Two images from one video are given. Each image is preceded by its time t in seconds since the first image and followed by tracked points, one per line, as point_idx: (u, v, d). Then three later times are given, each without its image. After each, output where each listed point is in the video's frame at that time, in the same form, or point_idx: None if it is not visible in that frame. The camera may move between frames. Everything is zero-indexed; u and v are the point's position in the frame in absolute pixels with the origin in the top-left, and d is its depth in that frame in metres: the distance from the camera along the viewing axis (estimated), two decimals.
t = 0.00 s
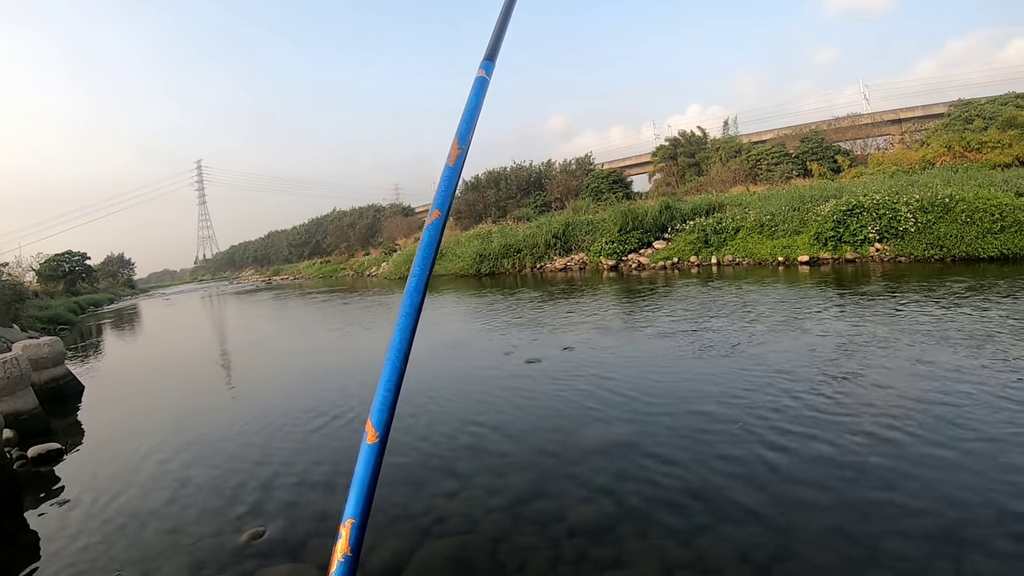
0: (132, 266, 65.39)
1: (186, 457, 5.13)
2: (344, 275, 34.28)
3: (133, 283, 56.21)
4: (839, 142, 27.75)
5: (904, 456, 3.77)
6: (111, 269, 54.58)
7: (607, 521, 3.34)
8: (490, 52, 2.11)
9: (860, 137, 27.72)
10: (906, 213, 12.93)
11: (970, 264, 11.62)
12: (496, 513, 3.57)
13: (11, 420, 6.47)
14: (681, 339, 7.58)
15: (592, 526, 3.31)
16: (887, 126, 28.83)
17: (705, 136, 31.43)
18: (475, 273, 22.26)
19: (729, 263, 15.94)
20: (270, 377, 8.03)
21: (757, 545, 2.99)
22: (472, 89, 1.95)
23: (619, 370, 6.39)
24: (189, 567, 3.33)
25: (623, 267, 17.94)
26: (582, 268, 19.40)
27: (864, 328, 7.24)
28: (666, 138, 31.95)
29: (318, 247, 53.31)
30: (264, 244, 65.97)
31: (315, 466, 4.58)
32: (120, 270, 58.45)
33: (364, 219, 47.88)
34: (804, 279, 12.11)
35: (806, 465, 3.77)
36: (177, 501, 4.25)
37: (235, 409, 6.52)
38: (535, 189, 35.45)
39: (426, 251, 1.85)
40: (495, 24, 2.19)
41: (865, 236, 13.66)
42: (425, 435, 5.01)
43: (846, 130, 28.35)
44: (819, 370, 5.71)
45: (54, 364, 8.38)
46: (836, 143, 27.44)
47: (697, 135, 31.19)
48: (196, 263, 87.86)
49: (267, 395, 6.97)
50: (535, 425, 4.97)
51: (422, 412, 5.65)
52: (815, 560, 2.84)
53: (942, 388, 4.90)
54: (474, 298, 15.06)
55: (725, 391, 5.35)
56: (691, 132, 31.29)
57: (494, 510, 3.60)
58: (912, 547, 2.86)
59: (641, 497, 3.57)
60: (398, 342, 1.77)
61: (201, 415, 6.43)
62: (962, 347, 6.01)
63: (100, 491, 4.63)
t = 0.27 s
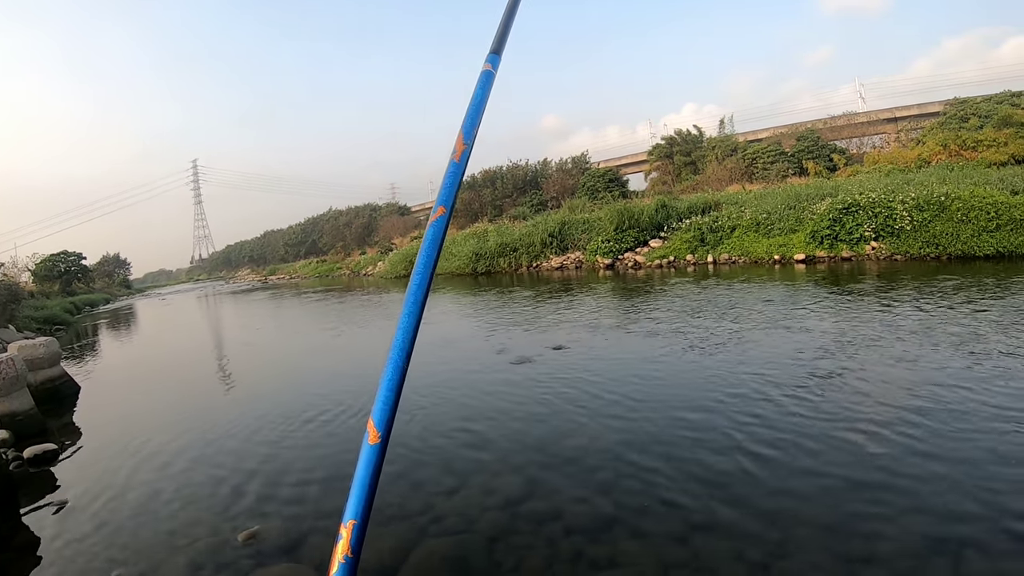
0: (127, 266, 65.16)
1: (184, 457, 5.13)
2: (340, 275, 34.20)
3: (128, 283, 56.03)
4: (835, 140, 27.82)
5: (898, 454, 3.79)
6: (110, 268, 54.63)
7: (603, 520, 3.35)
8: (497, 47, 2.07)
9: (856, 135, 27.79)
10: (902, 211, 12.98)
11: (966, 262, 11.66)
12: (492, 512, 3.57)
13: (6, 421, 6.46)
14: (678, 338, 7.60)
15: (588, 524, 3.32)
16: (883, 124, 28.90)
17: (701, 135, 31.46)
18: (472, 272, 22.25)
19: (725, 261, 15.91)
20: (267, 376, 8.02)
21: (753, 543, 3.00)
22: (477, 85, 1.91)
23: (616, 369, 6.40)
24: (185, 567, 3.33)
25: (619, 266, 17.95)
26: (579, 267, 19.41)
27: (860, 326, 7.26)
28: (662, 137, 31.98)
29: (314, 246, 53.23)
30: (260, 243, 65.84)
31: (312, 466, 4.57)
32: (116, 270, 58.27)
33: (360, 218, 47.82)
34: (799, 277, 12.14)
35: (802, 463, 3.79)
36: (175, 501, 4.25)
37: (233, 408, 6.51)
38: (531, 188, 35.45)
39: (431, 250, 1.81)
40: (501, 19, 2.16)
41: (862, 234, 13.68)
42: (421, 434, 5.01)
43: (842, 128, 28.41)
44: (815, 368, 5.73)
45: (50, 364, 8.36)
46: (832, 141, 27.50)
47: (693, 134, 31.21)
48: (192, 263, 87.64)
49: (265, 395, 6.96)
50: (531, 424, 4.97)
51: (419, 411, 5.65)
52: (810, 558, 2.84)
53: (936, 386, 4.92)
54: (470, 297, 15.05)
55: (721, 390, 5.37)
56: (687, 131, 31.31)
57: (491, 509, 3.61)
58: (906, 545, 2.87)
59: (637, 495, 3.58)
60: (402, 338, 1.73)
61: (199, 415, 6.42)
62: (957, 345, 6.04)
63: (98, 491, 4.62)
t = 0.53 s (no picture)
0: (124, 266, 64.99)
1: (181, 457, 5.11)
2: (337, 275, 34.15)
3: (125, 283, 55.90)
4: (832, 139, 27.88)
5: (894, 453, 3.80)
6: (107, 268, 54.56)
7: (600, 519, 3.35)
8: (494, 18, 1.95)
9: (852, 134, 27.85)
10: (899, 210, 13.03)
11: (962, 260, 11.69)
12: (489, 511, 3.58)
13: (3, 422, 6.45)
14: (676, 337, 7.60)
15: (585, 523, 3.32)
16: (879, 123, 28.97)
17: (698, 134, 31.49)
18: (469, 272, 22.26)
19: (722, 260, 15.84)
20: (264, 376, 8.00)
21: (750, 542, 3.01)
22: (472, 55, 1.78)
23: (613, 368, 6.41)
24: (182, 567, 3.32)
25: (616, 265, 17.95)
26: (576, 266, 19.42)
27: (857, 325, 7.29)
28: (659, 136, 32.01)
29: (311, 246, 53.18)
30: (257, 243, 65.76)
31: (309, 466, 4.57)
32: (113, 270, 58.12)
33: (357, 218, 47.81)
34: (796, 276, 12.15)
35: (798, 462, 3.80)
36: (172, 502, 4.23)
37: (231, 409, 6.49)
38: (528, 187, 35.46)
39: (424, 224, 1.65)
40: None
41: (858, 233, 13.71)
42: (418, 434, 5.01)
43: (838, 127, 28.47)
44: (812, 366, 5.75)
45: (47, 365, 8.35)
46: (829, 140, 27.56)
47: (690, 133, 31.23)
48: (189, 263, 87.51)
49: (263, 395, 6.94)
50: (528, 423, 4.98)
51: (417, 410, 5.65)
52: (807, 557, 2.85)
53: (932, 385, 4.94)
54: (467, 296, 15.04)
55: (717, 388, 5.38)
56: (684, 130, 31.34)
57: (488, 508, 3.61)
58: (903, 543, 2.88)
59: (634, 495, 3.58)
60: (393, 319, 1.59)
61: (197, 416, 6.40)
62: (953, 344, 6.06)
63: (95, 492, 4.60)
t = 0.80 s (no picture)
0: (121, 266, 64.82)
1: (179, 457, 5.10)
2: (335, 274, 34.13)
3: (122, 283, 55.76)
4: (830, 138, 27.91)
5: (893, 451, 3.80)
6: (104, 267, 54.45)
7: (599, 518, 3.35)
8: None
9: (850, 132, 27.89)
10: (897, 208, 13.06)
11: (960, 258, 11.71)
12: (488, 510, 3.58)
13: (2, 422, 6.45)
14: (674, 336, 7.60)
15: (584, 522, 3.33)
16: (877, 121, 29.01)
17: (695, 132, 31.50)
18: (467, 271, 22.26)
19: (720, 259, 15.83)
20: (262, 376, 7.99)
21: (749, 541, 3.01)
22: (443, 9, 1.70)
23: (611, 367, 6.41)
24: (181, 567, 3.32)
25: (614, 263, 17.94)
26: (573, 265, 19.41)
27: (855, 323, 7.29)
28: (657, 135, 32.01)
29: (308, 245, 53.10)
30: (254, 242, 65.65)
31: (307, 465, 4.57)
32: (111, 270, 58.05)
33: (355, 217, 47.74)
34: (794, 274, 12.16)
35: (796, 461, 3.80)
36: (170, 502, 4.22)
37: (229, 409, 6.48)
38: (526, 186, 35.44)
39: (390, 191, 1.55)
40: None
41: (856, 231, 13.72)
42: (416, 433, 5.01)
43: (836, 125, 28.49)
44: (810, 365, 5.75)
45: (44, 365, 8.33)
46: (827, 139, 27.59)
47: (688, 132, 31.24)
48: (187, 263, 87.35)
49: (261, 394, 6.92)
50: (527, 422, 4.98)
51: (415, 410, 5.65)
52: (804, 555, 2.86)
53: (930, 383, 4.94)
54: (465, 295, 15.02)
55: (715, 387, 5.39)
56: (682, 129, 31.34)
57: (487, 507, 3.62)
58: (902, 542, 2.88)
59: (633, 494, 3.59)
60: (358, 294, 1.52)
61: (194, 415, 6.39)
62: (951, 342, 6.06)
63: (94, 492, 4.59)
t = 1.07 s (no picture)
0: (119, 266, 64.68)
1: (178, 457, 5.10)
2: (333, 274, 34.10)
3: (121, 283, 55.65)
4: (829, 137, 27.92)
5: (891, 449, 3.82)
6: (103, 267, 54.36)
7: (598, 516, 3.36)
8: None
9: (849, 132, 27.90)
10: (896, 208, 13.07)
11: (958, 257, 11.73)
12: (487, 509, 3.59)
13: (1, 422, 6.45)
14: (673, 335, 7.61)
15: (583, 521, 3.34)
16: (876, 121, 29.03)
17: (694, 132, 31.50)
18: (466, 270, 22.25)
19: (719, 258, 15.87)
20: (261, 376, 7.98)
21: (747, 539, 3.02)
22: None
23: (611, 366, 6.42)
24: (180, 567, 3.32)
25: (613, 263, 17.93)
26: (572, 264, 19.40)
27: (854, 322, 7.30)
28: (656, 134, 32.01)
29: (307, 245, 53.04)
30: (253, 242, 65.56)
31: (306, 464, 4.57)
32: (109, 270, 57.93)
33: (354, 217, 47.72)
34: (793, 273, 12.16)
35: (796, 459, 3.81)
36: (169, 502, 4.22)
37: (227, 408, 6.47)
38: (525, 185, 35.43)
39: (328, 151, 1.46)
40: None
41: (855, 230, 13.73)
42: (416, 433, 5.01)
43: (835, 125, 28.49)
44: (808, 364, 5.77)
45: (43, 365, 8.34)
46: (826, 138, 27.59)
47: (687, 131, 31.24)
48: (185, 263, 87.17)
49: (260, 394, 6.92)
50: (526, 421, 4.98)
51: (414, 409, 5.65)
52: (803, 553, 2.86)
53: (928, 382, 4.96)
54: (464, 295, 15.01)
55: (714, 386, 5.40)
56: (680, 128, 31.34)
57: (486, 506, 3.62)
58: (901, 540, 2.89)
59: (632, 492, 3.60)
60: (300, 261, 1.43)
61: (193, 415, 6.39)
62: (949, 341, 6.08)
63: (92, 493, 4.59)
